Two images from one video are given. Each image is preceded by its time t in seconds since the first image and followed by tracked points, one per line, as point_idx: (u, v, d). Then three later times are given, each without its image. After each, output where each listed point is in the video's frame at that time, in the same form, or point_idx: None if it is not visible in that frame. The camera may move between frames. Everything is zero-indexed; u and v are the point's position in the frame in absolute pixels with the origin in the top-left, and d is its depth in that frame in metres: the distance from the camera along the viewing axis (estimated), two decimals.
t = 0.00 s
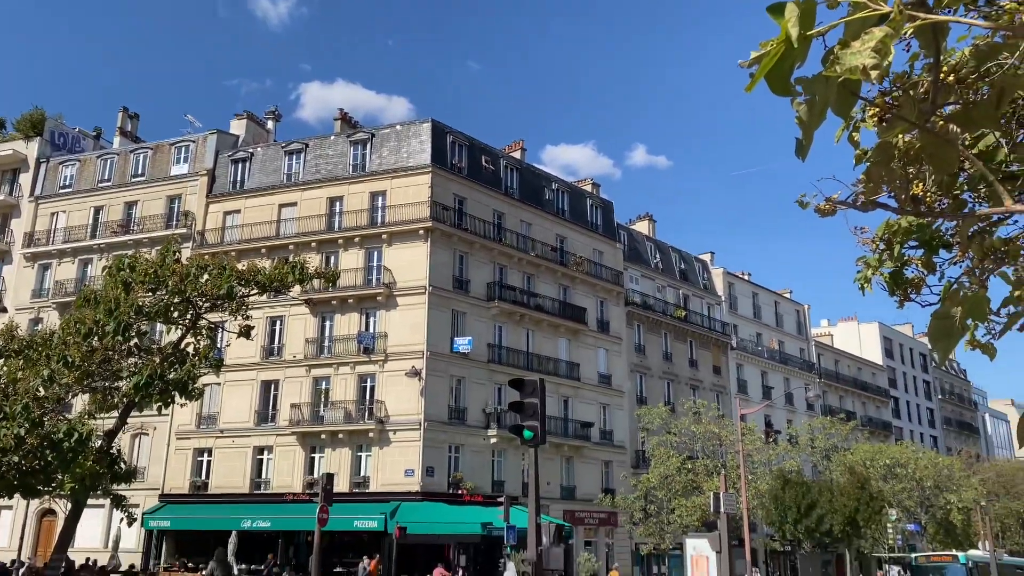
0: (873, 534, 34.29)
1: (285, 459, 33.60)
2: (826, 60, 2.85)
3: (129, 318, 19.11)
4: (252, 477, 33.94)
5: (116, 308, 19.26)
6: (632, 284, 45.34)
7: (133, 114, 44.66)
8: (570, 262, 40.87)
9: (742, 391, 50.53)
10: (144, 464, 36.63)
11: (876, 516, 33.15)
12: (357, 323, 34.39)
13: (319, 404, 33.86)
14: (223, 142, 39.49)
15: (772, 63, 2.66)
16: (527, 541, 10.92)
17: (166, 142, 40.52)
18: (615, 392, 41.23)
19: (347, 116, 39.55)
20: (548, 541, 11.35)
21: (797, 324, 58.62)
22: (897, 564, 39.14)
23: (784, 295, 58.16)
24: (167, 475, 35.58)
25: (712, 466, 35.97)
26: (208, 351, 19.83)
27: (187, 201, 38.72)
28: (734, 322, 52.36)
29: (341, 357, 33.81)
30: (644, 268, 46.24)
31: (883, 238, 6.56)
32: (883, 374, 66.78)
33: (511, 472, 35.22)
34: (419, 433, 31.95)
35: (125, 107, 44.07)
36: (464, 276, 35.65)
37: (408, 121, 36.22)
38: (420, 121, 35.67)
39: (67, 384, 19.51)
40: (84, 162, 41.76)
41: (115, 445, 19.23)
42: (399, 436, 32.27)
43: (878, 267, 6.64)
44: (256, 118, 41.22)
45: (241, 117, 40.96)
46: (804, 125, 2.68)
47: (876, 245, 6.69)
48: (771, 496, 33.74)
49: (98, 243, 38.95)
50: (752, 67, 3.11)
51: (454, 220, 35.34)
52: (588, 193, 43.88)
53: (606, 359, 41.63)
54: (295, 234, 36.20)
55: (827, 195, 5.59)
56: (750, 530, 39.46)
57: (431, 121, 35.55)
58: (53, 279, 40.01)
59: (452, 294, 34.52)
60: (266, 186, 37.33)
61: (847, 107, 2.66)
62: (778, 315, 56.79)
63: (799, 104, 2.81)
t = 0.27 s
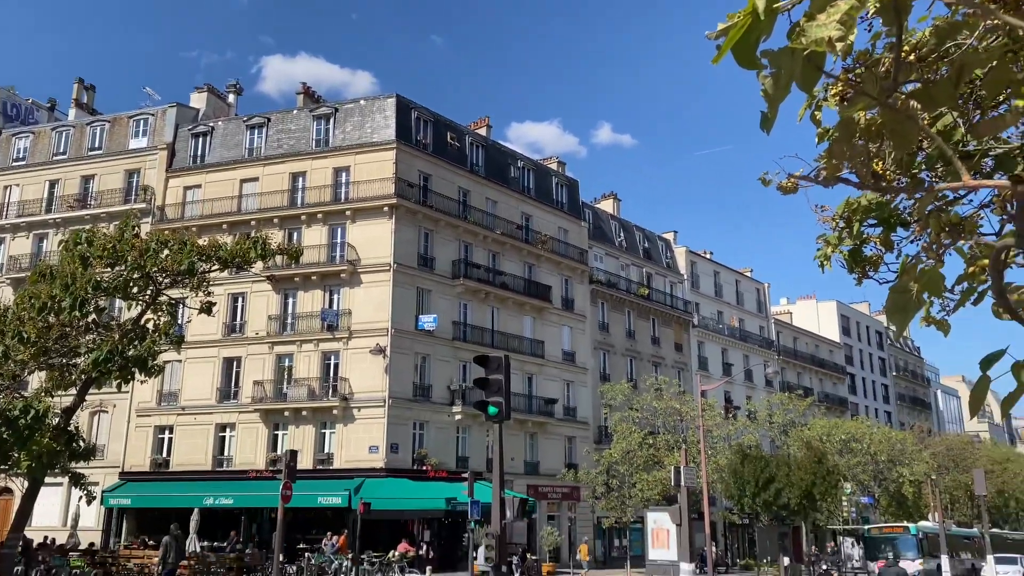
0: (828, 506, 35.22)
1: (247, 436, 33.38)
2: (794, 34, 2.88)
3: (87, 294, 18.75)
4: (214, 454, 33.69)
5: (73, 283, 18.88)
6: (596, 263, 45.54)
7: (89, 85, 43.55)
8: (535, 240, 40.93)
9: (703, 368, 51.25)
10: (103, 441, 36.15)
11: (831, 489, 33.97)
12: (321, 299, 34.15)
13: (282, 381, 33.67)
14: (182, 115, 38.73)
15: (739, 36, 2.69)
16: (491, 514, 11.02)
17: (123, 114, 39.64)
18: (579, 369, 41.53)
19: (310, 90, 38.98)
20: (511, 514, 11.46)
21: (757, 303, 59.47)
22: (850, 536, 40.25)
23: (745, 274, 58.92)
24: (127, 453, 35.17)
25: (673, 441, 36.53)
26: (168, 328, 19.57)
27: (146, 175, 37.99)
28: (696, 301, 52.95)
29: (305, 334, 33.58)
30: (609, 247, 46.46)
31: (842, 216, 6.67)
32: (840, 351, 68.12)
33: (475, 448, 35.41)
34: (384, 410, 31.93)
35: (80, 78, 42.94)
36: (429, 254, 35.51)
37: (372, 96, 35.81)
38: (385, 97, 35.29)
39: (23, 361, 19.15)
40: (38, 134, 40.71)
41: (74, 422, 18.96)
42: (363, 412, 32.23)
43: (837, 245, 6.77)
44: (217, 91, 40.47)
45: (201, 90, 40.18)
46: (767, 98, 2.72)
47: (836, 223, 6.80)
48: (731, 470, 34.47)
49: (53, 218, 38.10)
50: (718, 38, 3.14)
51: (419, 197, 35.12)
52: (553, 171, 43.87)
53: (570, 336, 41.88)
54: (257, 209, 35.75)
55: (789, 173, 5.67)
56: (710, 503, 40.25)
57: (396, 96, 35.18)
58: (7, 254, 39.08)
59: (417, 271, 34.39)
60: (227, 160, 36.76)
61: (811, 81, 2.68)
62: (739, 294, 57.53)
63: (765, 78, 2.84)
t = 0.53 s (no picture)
0: (781, 481, 36.01)
1: (202, 414, 32.93)
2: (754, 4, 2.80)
3: (32, 269, 18.20)
4: (168, 432, 33.18)
5: (18, 258, 18.30)
6: (556, 241, 45.54)
7: (35, 53, 42.12)
8: (495, 217, 40.78)
9: (661, 345, 51.76)
10: (53, 420, 35.37)
11: (783, 465, 34.61)
12: (276, 276, 33.69)
13: (237, 359, 33.25)
14: (133, 86, 37.69)
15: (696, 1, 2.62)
16: (448, 491, 10.99)
17: (71, 84, 38.44)
18: (538, 347, 41.65)
19: (265, 62, 38.17)
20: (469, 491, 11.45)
21: (714, 281, 60.16)
22: (802, 509, 41.23)
23: (703, 253, 59.51)
24: (77, 431, 34.48)
25: (631, 418, 36.91)
26: (118, 303, 19.12)
27: (95, 147, 36.96)
28: (655, 279, 53.34)
29: (260, 310, 33.13)
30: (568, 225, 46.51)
31: (798, 193, 6.69)
32: (794, 329, 69.31)
33: (434, 426, 35.39)
34: (341, 388, 31.70)
35: (25, 46, 41.49)
36: (387, 230, 35.17)
37: (329, 69, 35.19)
38: (343, 70, 34.70)
39: None
40: None
41: (20, 400, 18.47)
42: (320, 390, 31.99)
43: (792, 222, 6.79)
44: (169, 61, 39.44)
45: (152, 60, 39.11)
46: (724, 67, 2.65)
47: (791, 200, 6.82)
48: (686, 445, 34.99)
49: None
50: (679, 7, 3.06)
51: (377, 173, 34.71)
52: (513, 148, 43.67)
53: (529, 314, 41.93)
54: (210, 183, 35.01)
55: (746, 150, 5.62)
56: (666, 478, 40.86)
57: (354, 69, 34.61)
58: None
59: (375, 248, 34.05)
60: (180, 133, 35.89)
61: (769, 49, 2.60)
62: (696, 272, 58.12)
63: (724, 48, 2.76)
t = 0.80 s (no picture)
0: (727, 457, 36.82)
1: (148, 392, 32.36)
2: None
3: None
4: (113, 411, 32.57)
5: None
6: (511, 220, 45.50)
7: None
8: (449, 195, 40.58)
9: (613, 324, 52.27)
10: None
11: (730, 441, 35.33)
12: (225, 253, 33.14)
13: (185, 336, 32.71)
14: (75, 55, 36.49)
15: None
16: (398, 468, 11.03)
17: (9, 51, 37.06)
18: (491, 325, 41.74)
19: (214, 33, 37.26)
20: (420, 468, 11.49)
21: (665, 262, 60.86)
22: (747, 485, 42.21)
23: (654, 233, 60.11)
24: (18, 411, 33.58)
25: (582, 396, 37.29)
26: (60, 279, 18.61)
27: (34, 118, 35.77)
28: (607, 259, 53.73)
29: (209, 287, 32.58)
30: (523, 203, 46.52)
31: (744, 173, 6.79)
32: (742, 309, 70.56)
33: (386, 404, 35.32)
34: (292, 365, 31.43)
35: None
36: (339, 207, 34.77)
37: (280, 42, 34.51)
38: (294, 43, 34.05)
39: None
40: None
41: None
42: (270, 368, 31.65)
43: (738, 202, 6.89)
44: (112, 31, 38.25)
45: (95, 29, 37.88)
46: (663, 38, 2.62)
47: (737, 180, 6.92)
48: (636, 422, 35.50)
49: None
50: None
51: (329, 148, 34.23)
52: (468, 126, 43.44)
53: (482, 293, 41.93)
54: (157, 157, 34.16)
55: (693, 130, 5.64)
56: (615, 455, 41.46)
57: (306, 43, 33.99)
58: None
59: (326, 225, 33.67)
60: (124, 105, 34.90)
61: (707, 22, 2.60)
62: (648, 253, 58.72)
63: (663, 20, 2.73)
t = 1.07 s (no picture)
0: (675, 436, 37.41)
1: (90, 370, 31.55)
2: None
3: None
4: (53, 389, 31.70)
5: None
6: (465, 199, 45.23)
7: None
8: (402, 173, 40.14)
9: (565, 305, 52.48)
10: None
11: (678, 420, 35.90)
12: (170, 229, 32.35)
13: (128, 313, 31.94)
14: (12, 21, 35.11)
15: None
16: (344, 447, 10.89)
17: None
18: (444, 305, 41.56)
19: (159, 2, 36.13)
20: (366, 448, 11.37)
21: (618, 243, 61.23)
22: (694, 463, 42.95)
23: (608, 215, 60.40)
24: None
25: (534, 376, 37.44)
26: None
27: None
28: (561, 240, 53.82)
29: (153, 264, 31.80)
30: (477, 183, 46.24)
31: (692, 151, 6.73)
32: (692, 291, 71.46)
33: (335, 384, 35.01)
34: (238, 344, 30.89)
35: None
36: (288, 183, 34.17)
37: (229, 13, 33.61)
38: (243, 14, 33.19)
39: None
40: None
41: None
42: (216, 346, 31.07)
43: (686, 181, 6.80)
44: None
45: None
46: None
47: (686, 159, 6.84)
48: (586, 402, 35.80)
49: None
50: None
51: (279, 123, 33.54)
52: (422, 103, 42.96)
53: (435, 273, 41.70)
54: (100, 128, 33.14)
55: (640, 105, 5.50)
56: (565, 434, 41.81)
57: (255, 14, 33.15)
58: None
59: (275, 201, 33.07)
60: (65, 74, 33.76)
61: None
62: (601, 234, 58.99)
63: None
